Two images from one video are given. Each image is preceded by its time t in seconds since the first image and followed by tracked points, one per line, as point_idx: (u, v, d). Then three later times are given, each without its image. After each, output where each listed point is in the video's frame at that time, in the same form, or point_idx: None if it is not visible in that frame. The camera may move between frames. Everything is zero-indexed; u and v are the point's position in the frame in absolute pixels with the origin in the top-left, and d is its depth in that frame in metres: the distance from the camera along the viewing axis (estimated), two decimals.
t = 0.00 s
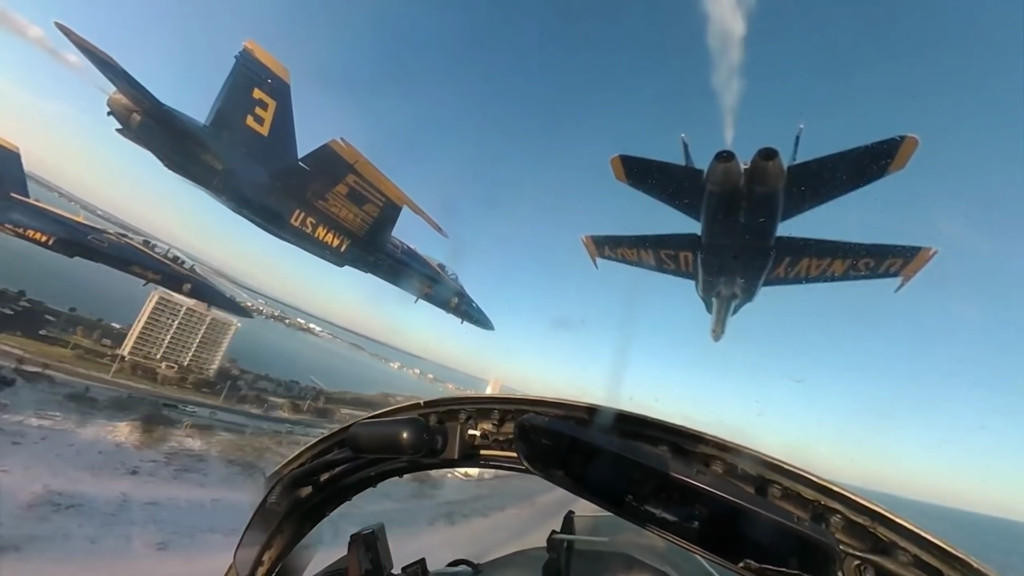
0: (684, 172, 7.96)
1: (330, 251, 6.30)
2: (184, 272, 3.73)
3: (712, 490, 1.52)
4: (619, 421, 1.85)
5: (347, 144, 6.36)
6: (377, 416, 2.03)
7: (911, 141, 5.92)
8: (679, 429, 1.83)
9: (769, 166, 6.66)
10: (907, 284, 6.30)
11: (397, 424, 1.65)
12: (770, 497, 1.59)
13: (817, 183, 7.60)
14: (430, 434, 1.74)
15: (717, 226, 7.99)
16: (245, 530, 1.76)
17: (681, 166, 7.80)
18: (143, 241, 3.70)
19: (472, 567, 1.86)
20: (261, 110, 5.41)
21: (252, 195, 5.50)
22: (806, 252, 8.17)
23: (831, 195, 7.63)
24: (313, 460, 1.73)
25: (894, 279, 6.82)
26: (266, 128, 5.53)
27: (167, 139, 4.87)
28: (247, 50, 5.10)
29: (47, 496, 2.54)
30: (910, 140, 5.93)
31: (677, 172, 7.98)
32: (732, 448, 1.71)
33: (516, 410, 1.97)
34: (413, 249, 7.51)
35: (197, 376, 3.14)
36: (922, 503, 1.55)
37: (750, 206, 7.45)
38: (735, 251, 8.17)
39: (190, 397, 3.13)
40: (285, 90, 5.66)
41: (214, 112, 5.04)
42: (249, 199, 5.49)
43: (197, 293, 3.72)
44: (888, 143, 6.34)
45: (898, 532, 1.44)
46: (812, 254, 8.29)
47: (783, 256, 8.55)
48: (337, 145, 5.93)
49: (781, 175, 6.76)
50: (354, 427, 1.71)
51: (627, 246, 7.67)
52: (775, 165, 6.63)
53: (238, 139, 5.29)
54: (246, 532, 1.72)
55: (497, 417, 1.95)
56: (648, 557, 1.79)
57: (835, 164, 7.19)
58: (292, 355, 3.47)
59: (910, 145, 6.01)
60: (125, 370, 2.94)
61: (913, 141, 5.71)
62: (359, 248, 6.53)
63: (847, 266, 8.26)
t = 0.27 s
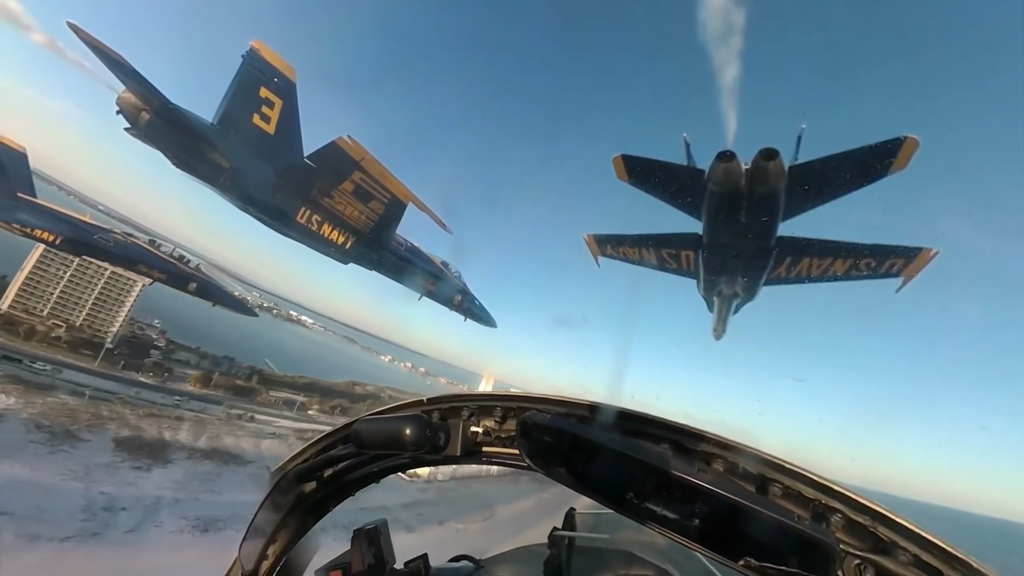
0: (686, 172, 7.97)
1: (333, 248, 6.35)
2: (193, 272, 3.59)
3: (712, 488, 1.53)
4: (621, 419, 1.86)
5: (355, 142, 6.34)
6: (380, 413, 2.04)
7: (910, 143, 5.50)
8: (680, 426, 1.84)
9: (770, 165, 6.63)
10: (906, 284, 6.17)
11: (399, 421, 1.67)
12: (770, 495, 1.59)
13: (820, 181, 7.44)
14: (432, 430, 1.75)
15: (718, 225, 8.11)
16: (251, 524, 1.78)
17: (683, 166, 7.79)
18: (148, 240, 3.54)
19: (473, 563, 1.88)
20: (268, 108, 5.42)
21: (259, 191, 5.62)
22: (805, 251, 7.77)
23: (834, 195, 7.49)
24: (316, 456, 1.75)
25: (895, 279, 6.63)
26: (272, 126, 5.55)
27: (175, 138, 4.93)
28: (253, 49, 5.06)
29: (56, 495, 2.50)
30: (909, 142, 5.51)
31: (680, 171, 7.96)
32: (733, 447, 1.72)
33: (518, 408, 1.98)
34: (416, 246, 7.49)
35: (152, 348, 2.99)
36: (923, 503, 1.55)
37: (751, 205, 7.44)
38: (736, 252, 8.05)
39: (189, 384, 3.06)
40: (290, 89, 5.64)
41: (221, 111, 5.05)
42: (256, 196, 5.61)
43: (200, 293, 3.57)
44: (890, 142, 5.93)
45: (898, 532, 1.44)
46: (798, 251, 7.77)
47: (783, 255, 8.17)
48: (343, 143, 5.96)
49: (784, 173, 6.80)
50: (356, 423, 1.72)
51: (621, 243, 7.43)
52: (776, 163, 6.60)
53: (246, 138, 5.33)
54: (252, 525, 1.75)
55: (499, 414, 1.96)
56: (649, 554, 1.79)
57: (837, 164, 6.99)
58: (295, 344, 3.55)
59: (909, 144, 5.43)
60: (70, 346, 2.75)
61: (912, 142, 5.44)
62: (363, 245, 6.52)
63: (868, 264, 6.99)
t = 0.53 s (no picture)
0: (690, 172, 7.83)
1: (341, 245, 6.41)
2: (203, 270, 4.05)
3: (713, 486, 1.54)
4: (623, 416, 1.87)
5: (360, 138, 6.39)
6: (384, 409, 2.07)
7: (916, 143, 5.91)
8: (683, 424, 1.85)
9: (772, 166, 6.53)
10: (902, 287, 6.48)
11: (403, 417, 1.69)
12: (771, 494, 1.60)
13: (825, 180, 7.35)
14: (436, 426, 1.77)
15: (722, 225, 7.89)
16: (257, 517, 1.80)
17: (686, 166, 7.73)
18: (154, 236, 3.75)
19: (475, 557, 1.90)
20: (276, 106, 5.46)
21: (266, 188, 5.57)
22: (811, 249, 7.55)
23: (838, 195, 7.50)
24: (321, 451, 1.78)
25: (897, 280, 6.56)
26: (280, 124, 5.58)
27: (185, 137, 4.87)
28: (264, 49, 5.15)
29: (80, 485, 2.66)
30: (915, 142, 5.92)
31: (684, 171, 7.86)
32: (735, 445, 1.73)
33: (522, 404, 1.99)
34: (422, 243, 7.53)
35: (56, 304, 3.06)
36: (924, 503, 1.55)
37: (753, 206, 7.36)
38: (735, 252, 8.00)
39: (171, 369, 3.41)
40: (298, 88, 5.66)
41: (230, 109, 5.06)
42: (264, 194, 5.56)
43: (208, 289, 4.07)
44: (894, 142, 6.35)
45: (899, 532, 1.44)
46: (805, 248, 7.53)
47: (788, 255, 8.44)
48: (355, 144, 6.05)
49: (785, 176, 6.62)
50: (361, 419, 1.75)
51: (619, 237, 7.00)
52: (779, 163, 6.45)
53: (254, 137, 5.36)
54: (257, 519, 1.77)
55: (502, 410, 1.98)
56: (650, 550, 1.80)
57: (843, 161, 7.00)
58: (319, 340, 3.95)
59: (916, 145, 5.96)
60: (59, 332, 3.03)
61: (916, 142, 5.90)
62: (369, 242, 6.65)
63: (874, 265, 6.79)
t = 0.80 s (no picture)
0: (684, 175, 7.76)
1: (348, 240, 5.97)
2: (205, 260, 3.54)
3: (715, 483, 1.55)
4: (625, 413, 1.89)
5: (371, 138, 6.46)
6: (390, 404, 2.09)
7: (927, 143, 5.00)
8: (685, 422, 1.86)
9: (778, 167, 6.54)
10: (916, 290, 5.38)
11: (408, 411, 1.72)
12: (772, 492, 1.61)
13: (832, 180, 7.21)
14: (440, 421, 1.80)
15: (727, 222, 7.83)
16: (265, 507, 1.81)
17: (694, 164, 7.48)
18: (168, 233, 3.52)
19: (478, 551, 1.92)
20: (286, 103, 5.53)
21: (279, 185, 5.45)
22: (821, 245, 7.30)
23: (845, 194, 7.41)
24: (328, 444, 1.80)
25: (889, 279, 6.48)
26: (290, 121, 5.65)
27: (198, 131, 4.81)
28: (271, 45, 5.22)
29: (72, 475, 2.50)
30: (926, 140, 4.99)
31: (687, 170, 7.82)
32: (737, 443, 1.74)
33: (525, 400, 2.01)
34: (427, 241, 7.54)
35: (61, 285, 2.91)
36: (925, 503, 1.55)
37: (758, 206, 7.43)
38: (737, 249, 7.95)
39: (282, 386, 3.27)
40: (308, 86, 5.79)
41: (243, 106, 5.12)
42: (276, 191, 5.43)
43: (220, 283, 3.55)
44: (900, 141, 5.57)
45: (899, 532, 1.44)
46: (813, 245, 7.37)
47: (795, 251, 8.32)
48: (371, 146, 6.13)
49: (792, 175, 6.65)
50: (367, 413, 1.77)
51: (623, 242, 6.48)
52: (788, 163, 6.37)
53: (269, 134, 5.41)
54: (265, 510, 1.78)
55: (505, 406, 2.00)
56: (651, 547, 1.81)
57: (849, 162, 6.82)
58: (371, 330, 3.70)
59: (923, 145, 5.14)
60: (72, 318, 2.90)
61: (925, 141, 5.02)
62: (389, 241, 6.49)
63: (877, 264, 6.54)
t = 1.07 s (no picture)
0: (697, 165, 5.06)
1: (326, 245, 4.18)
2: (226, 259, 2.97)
3: (718, 480, 1.56)
4: (629, 408, 1.91)
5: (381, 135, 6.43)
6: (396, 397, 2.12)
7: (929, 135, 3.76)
8: (689, 419, 1.87)
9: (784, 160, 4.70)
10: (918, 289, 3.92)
11: (415, 404, 1.75)
12: (774, 489, 1.62)
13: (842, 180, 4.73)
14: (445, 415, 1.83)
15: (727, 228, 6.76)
16: (274, 495, 1.81)
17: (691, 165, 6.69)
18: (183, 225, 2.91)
19: (481, 543, 1.95)
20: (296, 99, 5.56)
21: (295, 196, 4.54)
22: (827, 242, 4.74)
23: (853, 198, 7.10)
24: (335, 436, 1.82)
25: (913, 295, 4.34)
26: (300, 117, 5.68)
27: (208, 127, 3.34)
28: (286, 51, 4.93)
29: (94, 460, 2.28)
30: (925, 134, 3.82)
31: (694, 163, 5.13)
32: (739, 440, 1.75)
33: (529, 395, 2.04)
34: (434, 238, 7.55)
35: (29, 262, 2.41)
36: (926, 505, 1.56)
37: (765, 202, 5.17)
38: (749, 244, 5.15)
39: (194, 346, 2.78)
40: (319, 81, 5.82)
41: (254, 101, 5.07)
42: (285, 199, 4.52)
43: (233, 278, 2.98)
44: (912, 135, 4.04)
45: (900, 532, 1.45)
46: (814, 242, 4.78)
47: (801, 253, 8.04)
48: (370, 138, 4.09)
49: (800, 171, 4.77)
50: (374, 405, 1.80)
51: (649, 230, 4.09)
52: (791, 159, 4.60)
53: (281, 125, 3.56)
54: (273, 499, 1.78)
55: (510, 400, 2.02)
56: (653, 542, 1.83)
57: (858, 158, 4.50)
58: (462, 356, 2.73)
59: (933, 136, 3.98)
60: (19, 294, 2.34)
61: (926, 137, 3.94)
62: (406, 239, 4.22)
63: (885, 261, 4.35)
